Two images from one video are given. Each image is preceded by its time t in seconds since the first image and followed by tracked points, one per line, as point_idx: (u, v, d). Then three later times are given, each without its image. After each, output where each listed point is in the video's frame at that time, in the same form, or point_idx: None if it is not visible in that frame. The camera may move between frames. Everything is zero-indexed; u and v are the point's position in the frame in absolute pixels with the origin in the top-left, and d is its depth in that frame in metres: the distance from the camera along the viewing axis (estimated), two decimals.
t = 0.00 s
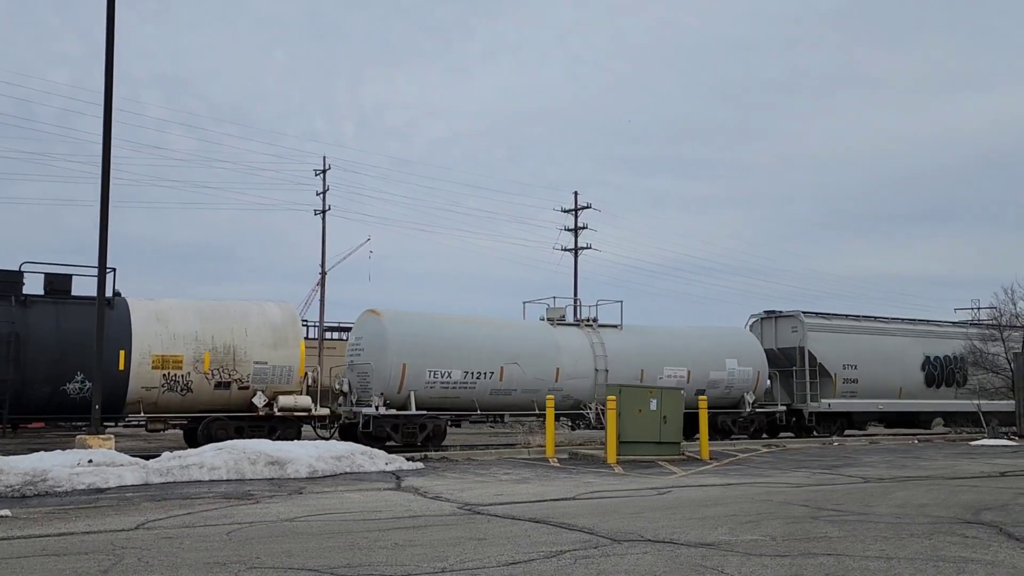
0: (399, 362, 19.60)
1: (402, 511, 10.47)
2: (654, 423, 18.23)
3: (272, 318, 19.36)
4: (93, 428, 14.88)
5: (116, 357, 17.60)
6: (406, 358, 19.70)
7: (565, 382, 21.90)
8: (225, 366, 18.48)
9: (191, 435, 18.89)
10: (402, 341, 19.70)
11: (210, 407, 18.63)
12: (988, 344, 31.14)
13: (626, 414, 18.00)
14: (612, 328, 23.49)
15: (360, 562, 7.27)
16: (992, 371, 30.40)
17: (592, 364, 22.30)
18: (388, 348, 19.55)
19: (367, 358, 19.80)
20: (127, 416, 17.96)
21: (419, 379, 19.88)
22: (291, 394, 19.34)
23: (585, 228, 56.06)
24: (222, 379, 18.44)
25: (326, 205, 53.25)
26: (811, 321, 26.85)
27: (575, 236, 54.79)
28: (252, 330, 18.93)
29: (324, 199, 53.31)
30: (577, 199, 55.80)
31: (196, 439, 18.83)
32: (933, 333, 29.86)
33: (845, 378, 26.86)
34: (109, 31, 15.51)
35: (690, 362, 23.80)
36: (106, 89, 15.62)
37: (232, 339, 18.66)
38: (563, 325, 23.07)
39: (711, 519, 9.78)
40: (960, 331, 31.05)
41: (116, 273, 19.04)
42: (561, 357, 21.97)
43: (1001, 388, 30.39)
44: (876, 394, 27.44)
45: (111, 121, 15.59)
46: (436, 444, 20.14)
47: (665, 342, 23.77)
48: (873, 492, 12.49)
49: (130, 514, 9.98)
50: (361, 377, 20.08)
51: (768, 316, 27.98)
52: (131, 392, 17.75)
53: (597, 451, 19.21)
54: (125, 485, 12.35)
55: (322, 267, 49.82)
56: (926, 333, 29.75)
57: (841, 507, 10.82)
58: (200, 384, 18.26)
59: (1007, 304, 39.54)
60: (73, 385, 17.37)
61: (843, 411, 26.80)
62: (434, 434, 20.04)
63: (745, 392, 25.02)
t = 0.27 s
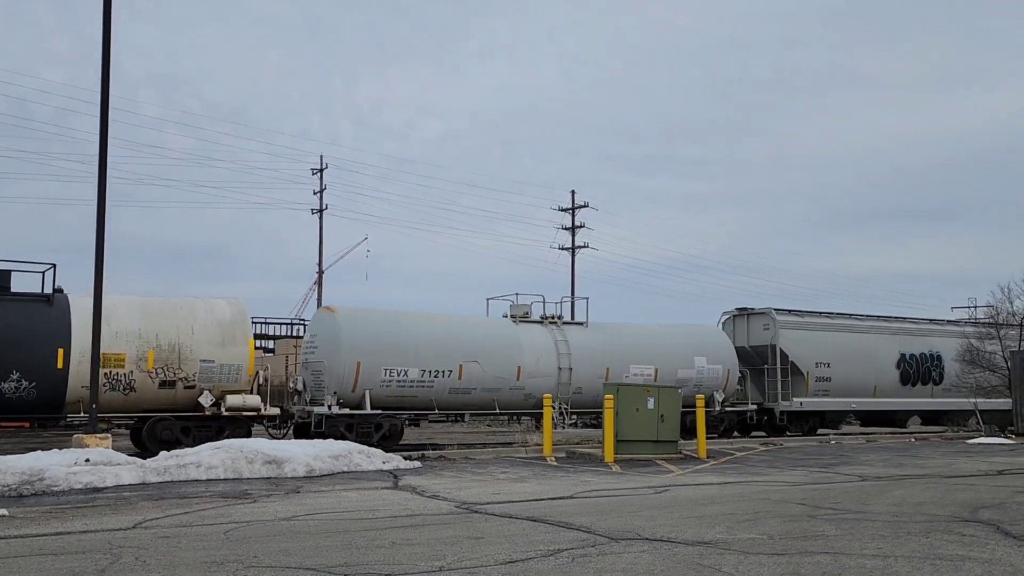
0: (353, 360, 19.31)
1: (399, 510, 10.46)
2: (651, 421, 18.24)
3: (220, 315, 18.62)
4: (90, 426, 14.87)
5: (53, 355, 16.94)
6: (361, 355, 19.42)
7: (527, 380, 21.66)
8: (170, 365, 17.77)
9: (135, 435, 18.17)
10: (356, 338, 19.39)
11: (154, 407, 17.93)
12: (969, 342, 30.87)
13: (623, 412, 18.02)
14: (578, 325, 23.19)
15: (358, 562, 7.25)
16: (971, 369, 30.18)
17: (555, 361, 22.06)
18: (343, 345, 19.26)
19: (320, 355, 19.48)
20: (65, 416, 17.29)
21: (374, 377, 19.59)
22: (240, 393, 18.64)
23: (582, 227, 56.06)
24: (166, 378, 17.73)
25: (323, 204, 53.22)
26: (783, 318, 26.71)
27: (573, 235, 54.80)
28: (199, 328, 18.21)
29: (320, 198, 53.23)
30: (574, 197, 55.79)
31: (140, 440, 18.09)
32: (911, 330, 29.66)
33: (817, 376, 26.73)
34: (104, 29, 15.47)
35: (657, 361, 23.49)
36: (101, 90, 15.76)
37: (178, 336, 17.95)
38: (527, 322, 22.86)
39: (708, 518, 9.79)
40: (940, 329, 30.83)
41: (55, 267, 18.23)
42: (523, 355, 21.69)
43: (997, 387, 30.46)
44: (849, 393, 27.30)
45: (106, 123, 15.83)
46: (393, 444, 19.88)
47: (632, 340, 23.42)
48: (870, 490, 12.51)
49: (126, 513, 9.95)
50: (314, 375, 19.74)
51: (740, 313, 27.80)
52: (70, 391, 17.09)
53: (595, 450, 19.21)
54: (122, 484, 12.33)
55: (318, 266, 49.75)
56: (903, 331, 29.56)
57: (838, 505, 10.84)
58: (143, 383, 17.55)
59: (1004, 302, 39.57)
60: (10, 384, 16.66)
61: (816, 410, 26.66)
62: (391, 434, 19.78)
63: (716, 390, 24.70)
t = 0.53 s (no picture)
0: (304, 360, 19.09)
1: (397, 510, 10.45)
2: (649, 421, 18.25)
3: (166, 313, 18.47)
4: (87, 426, 14.84)
5: None
6: (314, 354, 19.18)
7: (488, 380, 21.35)
8: (112, 364, 17.70)
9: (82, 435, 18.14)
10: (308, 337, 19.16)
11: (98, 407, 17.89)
12: (950, 341, 30.39)
13: (622, 412, 18.03)
14: (543, 323, 22.80)
15: (355, 562, 7.24)
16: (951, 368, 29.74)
17: (517, 361, 21.71)
18: (295, 345, 19.03)
19: (272, 355, 19.30)
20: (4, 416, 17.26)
21: (327, 376, 19.36)
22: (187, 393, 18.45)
23: (580, 226, 56.00)
24: (108, 378, 17.67)
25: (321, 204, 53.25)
26: (754, 317, 26.31)
27: (571, 235, 54.87)
28: (143, 327, 18.09)
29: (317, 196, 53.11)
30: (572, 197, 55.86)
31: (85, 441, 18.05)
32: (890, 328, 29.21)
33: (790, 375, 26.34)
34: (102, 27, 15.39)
35: (624, 360, 23.12)
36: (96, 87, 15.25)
37: (120, 336, 17.86)
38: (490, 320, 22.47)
39: (706, 517, 9.79)
40: (922, 327, 30.36)
41: None
42: (484, 355, 21.36)
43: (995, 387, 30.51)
44: (823, 392, 26.92)
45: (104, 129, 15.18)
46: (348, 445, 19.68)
47: (599, 338, 23.04)
48: (867, 489, 12.52)
49: (124, 513, 9.95)
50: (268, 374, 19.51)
51: (711, 311, 27.39)
52: (8, 391, 17.05)
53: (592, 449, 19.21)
54: (120, 484, 12.33)
55: (315, 266, 49.67)
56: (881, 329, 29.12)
57: (836, 504, 10.84)
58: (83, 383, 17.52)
59: (1002, 301, 39.59)
60: None
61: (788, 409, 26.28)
62: (345, 435, 19.56)
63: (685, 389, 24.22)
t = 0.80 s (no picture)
0: (255, 359, 18.25)
1: (395, 510, 10.45)
2: (648, 421, 18.25)
3: (109, 310, 17.91)
4: (86, 426, 14.83)
5: None
6: (265, 353, 18.36)
7: (448, 380, 20.54)
8: (51, 363, 17.14)
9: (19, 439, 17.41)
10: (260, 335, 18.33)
11: (37, 409, 17.26)
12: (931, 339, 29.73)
13: (620, 412, 18.04)
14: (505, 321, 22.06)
15: (354, 562, 7.24)
16: (931, 367, 29.14)
17: (478, 360, 20.96)
18: (245, 343, 18.22)
19: (222, 354, 18.49)
20: None
21: (279, 376, 18.53)
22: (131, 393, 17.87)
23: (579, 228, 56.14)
24: (47, 377, 17.09)
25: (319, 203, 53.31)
26: (726, 315, 25.76)
27: (569, 235, 54.94)
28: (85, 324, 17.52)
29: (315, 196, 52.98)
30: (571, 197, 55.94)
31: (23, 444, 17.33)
32: (869, 326, 28.59)
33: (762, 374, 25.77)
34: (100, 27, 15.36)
35: (590, 359, 22.46)
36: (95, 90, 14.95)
37: (61, 334, 17.32)
38: (450, 318, 21.75)
39: (705, 517, 9.78)
40: (903, 324, 29.72)
41: None
42: (443, 353, 20.57)
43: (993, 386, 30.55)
44: (796, 392, 26.41)
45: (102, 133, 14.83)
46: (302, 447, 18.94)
47: (563, 337, 22.33)
48: (866, 489, 12.52)
49: (123, 514, 9.95)
50: (218, 374, 18.71)
51: (682, 309, 26.84)
52: None
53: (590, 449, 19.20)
54: (118, 485, 12.34)
55: (313, 266, 49.59)
56: (859, 327, 28.50)
57: (834, 504, 10.85)
58: (22, 383, 16.92)
59: (1001, 301, 39.60)
60: None
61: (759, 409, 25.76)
62: (299, 436, 18.83)
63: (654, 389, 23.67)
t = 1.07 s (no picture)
0: (204, 359, 18.07)
1: (395, 510, 10.45)
2: (647, 421, 18.25)
3: (51, 308, 17.88)
4: (85, 427, 14.83)
5: None
6: (213, 353, 18.17)
7: (407, 380, 20.29)
8: None
9: None
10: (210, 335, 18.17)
11: None
12: (910, 338, 29.19)
13: (620, 413, 18.04)
14: (467, 321, 21.75)
15: (353, 562, 7.25)
16: (909, 367, 28.61)
17: (437, 360, 20.68)
18: (193, 342, 18.03)
19: (170, 353, 18.27)
20: None
21: (229, 376, 18.32)
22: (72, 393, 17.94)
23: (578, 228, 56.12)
24: None
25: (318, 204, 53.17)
26: (697, 314, 25.16)
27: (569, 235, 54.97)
28: (24, 324, 17.51)
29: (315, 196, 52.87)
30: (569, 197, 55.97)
31: None
32: (847, 326, 28.03)
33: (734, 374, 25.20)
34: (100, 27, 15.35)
35: (555, 359, 22.11)
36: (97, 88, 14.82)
37: None
38: (411, 317, 21.44)
39: (704, 518, 9.79)
40: (882, 324, 29.18)
41: None
42: (402, 353, 20.33)
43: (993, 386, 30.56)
44: (770, 392, 25.84)
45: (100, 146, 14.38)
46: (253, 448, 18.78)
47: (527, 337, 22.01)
48: (865, 489, 12.52)
49: (123, 514, 9.97)
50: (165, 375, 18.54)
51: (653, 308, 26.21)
52: None
53: (590, 450, 19.21)
54: (118, 485, 12.35)
55: (312, 266, 49.58)
56: (837, 326, 27.92)
57: (833, 504, 10.85)
58: None
59: (1000, 301, 39.63)
60: None
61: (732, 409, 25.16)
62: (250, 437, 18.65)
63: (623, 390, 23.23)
